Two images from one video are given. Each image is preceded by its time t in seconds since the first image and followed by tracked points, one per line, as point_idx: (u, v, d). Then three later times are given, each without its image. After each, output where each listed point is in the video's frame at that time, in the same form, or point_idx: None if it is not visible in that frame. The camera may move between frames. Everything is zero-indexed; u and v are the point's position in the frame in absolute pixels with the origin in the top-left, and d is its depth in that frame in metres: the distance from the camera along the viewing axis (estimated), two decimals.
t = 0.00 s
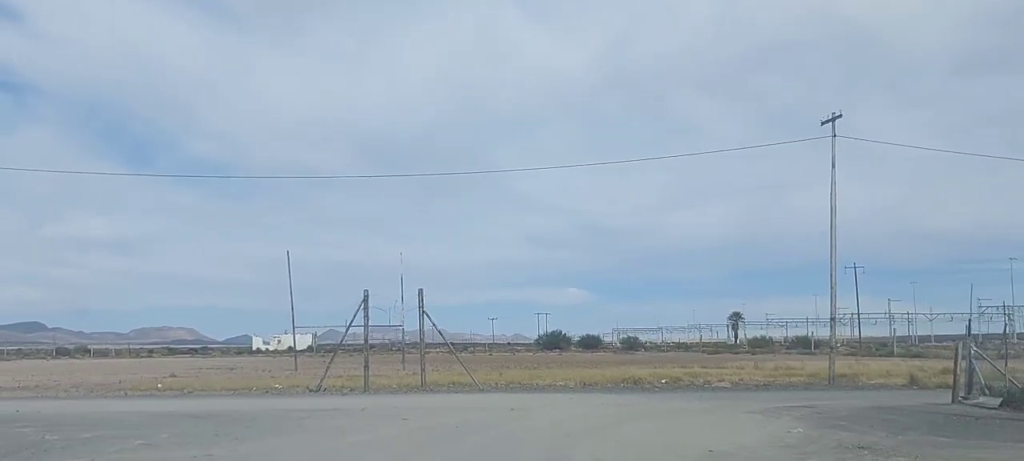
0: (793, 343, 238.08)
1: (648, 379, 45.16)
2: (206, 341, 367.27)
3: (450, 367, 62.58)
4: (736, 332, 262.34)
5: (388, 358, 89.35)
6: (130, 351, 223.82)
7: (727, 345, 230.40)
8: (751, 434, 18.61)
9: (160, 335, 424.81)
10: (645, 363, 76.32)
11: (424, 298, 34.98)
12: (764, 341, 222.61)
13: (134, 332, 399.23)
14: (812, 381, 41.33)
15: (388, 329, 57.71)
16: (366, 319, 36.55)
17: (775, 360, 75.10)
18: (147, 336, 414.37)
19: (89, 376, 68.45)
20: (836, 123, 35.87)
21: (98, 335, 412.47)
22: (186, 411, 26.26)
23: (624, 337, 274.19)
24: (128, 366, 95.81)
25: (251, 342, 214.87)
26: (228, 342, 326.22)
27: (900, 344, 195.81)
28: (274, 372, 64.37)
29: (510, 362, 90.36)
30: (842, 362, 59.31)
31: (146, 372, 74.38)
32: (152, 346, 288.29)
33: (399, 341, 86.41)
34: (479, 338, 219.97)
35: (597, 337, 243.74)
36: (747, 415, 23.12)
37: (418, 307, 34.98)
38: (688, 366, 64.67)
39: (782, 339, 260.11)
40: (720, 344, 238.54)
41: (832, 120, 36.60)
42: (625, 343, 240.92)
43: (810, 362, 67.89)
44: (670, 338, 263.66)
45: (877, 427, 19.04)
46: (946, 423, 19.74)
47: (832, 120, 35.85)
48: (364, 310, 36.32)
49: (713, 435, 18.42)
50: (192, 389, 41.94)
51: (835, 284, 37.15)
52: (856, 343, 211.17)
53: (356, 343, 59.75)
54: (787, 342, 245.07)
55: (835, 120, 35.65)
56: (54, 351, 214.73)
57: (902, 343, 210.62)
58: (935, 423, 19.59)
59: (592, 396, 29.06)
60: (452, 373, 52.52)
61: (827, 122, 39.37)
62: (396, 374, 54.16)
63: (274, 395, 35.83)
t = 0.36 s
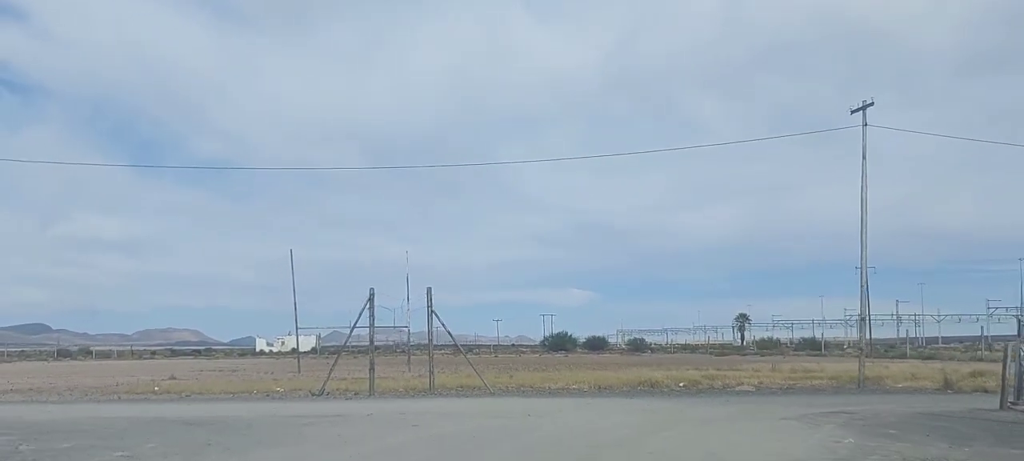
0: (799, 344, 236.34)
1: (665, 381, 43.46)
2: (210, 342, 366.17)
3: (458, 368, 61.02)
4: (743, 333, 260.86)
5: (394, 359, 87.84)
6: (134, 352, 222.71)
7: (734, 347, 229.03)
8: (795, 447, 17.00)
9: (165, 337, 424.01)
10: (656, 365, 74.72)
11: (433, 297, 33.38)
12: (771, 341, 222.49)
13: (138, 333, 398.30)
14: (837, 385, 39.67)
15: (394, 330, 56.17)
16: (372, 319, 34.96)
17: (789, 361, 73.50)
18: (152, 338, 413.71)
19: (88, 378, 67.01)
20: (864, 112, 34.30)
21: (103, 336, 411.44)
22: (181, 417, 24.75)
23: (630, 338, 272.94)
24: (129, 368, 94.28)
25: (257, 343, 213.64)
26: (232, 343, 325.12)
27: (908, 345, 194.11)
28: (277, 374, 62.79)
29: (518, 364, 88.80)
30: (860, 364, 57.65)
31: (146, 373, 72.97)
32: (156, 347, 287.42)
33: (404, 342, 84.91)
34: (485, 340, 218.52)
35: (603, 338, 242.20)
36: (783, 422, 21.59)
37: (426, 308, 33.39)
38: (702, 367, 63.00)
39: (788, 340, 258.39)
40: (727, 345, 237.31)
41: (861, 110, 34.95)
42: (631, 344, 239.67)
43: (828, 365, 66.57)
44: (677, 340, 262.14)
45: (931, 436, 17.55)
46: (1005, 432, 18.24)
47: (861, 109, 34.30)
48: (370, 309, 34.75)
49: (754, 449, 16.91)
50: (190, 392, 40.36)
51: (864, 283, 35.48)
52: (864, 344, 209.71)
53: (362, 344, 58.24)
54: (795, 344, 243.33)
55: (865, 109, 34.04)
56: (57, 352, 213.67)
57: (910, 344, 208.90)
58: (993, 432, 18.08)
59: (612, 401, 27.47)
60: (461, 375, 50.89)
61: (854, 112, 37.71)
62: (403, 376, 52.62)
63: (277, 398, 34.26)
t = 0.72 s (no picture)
0: (806, 343, 234.85)
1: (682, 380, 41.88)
2: (214, 341, 364.88)
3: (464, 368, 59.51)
4: (748, 332, 259.21)
5: (397, 359, 86.35)
6: (139, 351, 221.74)
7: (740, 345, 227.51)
8: (844, 453, 15.43)
9: (167, 335, 422.69)
10: (666, 364, 73.17)
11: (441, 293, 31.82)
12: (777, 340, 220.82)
13: (140, 332, 397.09)
14: (862, 385, 38.02)
15: (398, 329, 54.65)
16: (377, 315, 33.42)
17: (803, 360, 71.94)
18: (155, 336, 412.52)
19: (86, 377, 65.69)
20: (892, 98, 32.75)
21: (105, 335, 410.18)
22: (174, 420, 23.26)
23: (634, 336, 271.40)
24: (129, 367, 92.82)
25: (259, 342, 212.17)
26: (237, 342, 324.07)
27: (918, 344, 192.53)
28: (279, 374, 61.30)
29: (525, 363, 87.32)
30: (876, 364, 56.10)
31: (146, 372, 71.51)
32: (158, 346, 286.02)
33: (408, 341, 83.51)
34: (488, 338, 216.95)
35: (607, 337, 240.75)
36: (820, 426, 20.08)
37: (434, 304, 31.84)
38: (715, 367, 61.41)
39: (794, 339, 256.74)
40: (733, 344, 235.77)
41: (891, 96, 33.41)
42: (636, 343, 238.02)
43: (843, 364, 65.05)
44: (682, 339, 260.64)
45: (991, 442, 16.05)
46: None
47: (889, 95, 32.71)
48: (374, 306, 33.24)
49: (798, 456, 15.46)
50: (189, 392, 38.84)
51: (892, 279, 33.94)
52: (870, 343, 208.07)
53: (365, 343, 56.75)
54: (801, 342, 241.78)
55: (893, 96, 32.49)
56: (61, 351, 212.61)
57: (917, 343, 207.22)
58: None
59: (631, 403, 25.95)
60: (467, 374, 49.43)
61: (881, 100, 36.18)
62: (407, 376, 51.14)
63: (277, 399, 32.80)
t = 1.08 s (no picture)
0: (806, 343, 233.19)
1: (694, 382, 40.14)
2: (211, 342, 363.50)
3: (465, 368, 57.73)
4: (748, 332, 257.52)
5: (396, 359, 84.58)
6: (135, 352, 219.75)
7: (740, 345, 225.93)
8: None
9: (164, 336, 420.62)
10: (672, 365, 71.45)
11: (442, 290, 30.11)
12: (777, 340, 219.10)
13: (137, 332, 395.03)
14: (883, 386, 36.35)
15: (397, 329, 52.88)
16: (376, 313, 31.72)
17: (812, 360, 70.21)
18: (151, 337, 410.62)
19: (76, 379, 63.96)
20: (921, 83, 31.10)
21: (101, 336, 408.15)
22: (154, 427, 21.50)
23: (634, 336, 269.63)
24: (121, 368, 90.96)
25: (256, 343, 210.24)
26: (233, 343, 322.15)
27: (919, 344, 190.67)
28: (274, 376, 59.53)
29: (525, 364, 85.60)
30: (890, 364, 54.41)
31: (138, 374, 69.68)
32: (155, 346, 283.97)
33: (406, 341, 81.78)
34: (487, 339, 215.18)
35: (606, 337, 239.09)
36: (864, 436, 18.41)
37: (435, 302, 30.14)
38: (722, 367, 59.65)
39: (794, 339, 254.89)
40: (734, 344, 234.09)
41: (918, 83, 31.77)
42: (636, 343, 236.34)
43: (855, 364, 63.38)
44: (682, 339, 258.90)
45: None
46: None
47: (918, 80, 31.06)
48: (373, 303, 31.52)
49: None
50: (179, 395, 37.08)
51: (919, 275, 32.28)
52: (873, 343, 206.19)
53: (362, 344, 54.99)
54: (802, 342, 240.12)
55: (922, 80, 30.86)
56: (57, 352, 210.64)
57: (919, 342, 205.35)
58: None
59: (648, 406, 24.28)
60: (469, 376, 47.72)
61: (905, 87, 34.54)
62: (407, 378, 49.38)
63: (269, 402, 31.09)
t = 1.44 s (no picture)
0: (802, 341, 231.93)
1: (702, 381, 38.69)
2: (203, 341, 361.64)
3: (462, 367, 56.08)
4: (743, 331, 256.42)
5: (389, 358, 82.95)
6: (128, 351, 217.84)
7: (736, 343, 224.67)
8: None
9: (157, 335, 418.70)
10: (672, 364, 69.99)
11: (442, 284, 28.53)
12: (773, 339, 218.16)
13: (128, 331, 392.95)
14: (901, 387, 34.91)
15: (390, 327, 51.26)
16: (371, 308, 30.12)
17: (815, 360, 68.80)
18: (144, 336, 408.76)
19: (62, 378, 62.22)
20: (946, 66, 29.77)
21: (93, 335, 406.11)
22: (132, 431, 19.88)
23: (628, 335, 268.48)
24: (109, 367, 89.17)
25: (249, 341, 208.61)
26: (226, 341, 320.47)
27: (920, 342, 189.18)
28: (265, 375, 57.86)
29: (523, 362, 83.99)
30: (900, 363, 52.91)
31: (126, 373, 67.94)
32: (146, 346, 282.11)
33: (401, 339, 80.16)
34: (481, 337, 213.67)
35: (600, 335, 237.77)
36: (908, 443, 16.92)
37: (434, 297, 28.57)
38: (725, 366, 58.15)
39: (791, 338, 253.29)
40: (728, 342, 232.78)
41: (943, 66, 30.28)
42: (631, 341, 234.92)
43: (860, 364, 61.95)
44: (676, 338, 257.70)
45: None
46: None
47: (942, 63, 29.69)
48: (368, 299, 29.94)
49: None
50: (164, 395, 35.39)
51: (943, 269, 30.79)
52: (870, 342, 204.65)
53: (355, 342, 53.47)
54: (796, 341, 238.97)
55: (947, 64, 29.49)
56: (48, 351, 208.51)
57: (917, 341, 203.80)
58: None
59: (663, 408, 22.73)
60: (465, 376, 46.12)
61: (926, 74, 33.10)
62: (401, 377, 47.76)
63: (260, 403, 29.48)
